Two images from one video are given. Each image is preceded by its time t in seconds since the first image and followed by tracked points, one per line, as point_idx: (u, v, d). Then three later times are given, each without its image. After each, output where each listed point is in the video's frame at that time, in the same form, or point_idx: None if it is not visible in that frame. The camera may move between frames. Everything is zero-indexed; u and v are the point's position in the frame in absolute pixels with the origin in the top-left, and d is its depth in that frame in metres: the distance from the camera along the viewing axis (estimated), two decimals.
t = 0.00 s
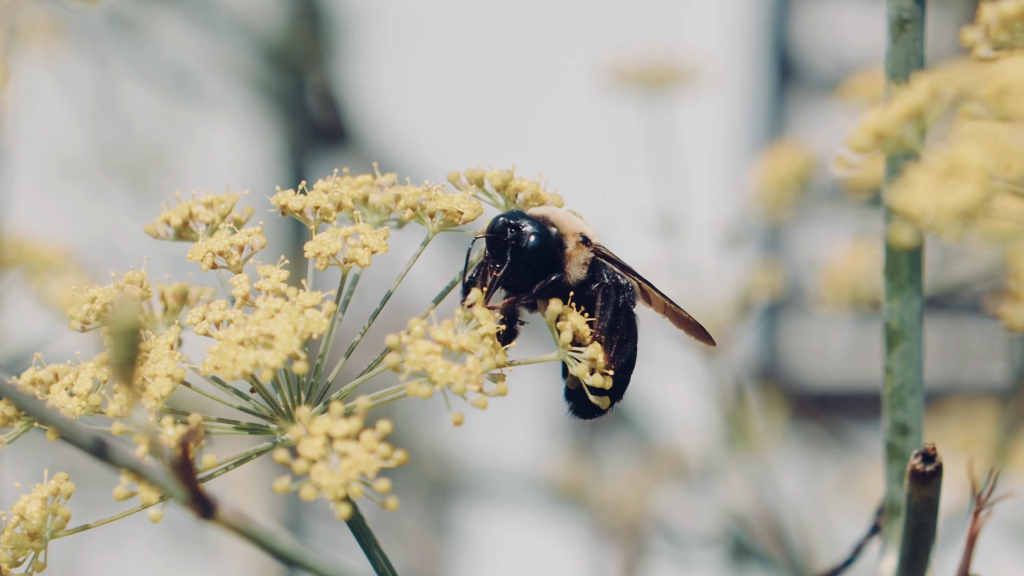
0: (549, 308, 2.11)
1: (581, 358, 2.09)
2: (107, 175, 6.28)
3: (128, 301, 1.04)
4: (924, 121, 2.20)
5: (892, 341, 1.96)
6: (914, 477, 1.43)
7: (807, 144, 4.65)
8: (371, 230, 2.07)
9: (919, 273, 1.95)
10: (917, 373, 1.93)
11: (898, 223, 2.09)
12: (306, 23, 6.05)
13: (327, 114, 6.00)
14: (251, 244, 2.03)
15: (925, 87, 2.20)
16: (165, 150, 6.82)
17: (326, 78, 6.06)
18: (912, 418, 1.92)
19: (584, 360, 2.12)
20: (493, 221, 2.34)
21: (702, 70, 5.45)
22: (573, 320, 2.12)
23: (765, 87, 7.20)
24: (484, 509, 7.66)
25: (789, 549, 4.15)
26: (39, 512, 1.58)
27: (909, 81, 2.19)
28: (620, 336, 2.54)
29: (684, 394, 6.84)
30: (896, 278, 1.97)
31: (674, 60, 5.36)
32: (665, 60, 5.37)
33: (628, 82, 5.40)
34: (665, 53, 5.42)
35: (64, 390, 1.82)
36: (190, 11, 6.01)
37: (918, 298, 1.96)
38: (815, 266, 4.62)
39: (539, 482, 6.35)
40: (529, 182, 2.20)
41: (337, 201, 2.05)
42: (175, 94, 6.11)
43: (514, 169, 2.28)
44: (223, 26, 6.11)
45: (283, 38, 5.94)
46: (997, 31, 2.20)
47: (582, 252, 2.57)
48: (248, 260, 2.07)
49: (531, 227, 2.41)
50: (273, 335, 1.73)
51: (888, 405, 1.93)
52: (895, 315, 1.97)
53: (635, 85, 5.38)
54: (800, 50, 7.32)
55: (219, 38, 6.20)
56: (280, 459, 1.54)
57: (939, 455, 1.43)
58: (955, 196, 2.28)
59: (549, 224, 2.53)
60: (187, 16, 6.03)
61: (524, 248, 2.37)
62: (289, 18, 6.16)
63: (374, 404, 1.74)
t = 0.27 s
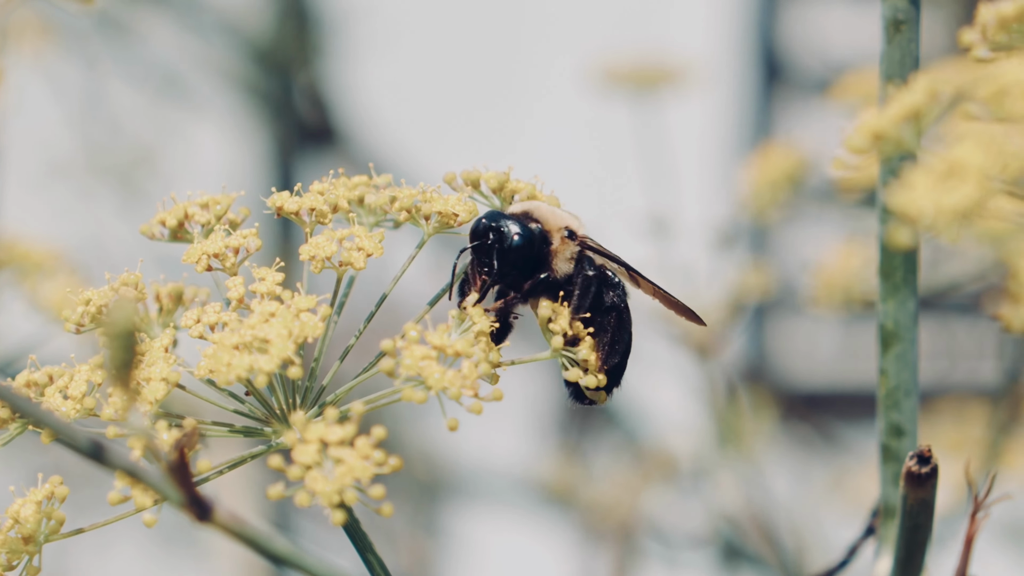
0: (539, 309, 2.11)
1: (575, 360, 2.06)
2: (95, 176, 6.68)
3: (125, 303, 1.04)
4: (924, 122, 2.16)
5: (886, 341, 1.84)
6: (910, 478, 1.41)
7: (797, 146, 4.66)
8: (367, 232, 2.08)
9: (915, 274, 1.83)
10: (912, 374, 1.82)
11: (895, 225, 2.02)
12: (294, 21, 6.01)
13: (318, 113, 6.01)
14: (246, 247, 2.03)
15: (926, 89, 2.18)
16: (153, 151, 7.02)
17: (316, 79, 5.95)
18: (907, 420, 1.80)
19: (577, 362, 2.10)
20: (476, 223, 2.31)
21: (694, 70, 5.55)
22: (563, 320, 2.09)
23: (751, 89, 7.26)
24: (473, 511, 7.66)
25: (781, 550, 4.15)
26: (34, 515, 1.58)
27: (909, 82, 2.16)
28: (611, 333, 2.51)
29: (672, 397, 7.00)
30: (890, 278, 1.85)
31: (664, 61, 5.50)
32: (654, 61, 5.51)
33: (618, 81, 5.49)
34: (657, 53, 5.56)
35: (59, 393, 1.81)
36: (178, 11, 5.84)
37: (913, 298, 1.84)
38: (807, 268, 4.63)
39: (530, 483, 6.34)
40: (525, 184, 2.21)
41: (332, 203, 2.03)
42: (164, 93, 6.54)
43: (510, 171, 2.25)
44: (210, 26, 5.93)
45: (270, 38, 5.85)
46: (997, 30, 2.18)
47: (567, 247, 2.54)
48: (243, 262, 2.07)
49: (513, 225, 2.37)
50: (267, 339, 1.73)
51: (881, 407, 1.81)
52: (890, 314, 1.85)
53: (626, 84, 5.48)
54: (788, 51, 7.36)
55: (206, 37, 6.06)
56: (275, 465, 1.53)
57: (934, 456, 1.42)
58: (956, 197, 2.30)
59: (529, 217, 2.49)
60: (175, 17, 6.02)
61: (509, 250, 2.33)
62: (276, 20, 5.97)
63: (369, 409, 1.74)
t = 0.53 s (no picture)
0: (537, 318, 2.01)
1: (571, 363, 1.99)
2: (85, 174, 6.74)
3: (123, 305, 1.04)
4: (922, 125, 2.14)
5: (882, 343, 1.82)
6: (906, 480, 1.39)
7: (789, 146, 4.67)
8: (362, 233, 2.07)
9: (911, 274, 1.82)
10: (909, 376, 1.80)
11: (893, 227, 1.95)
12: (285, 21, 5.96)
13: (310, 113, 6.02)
14: (242, 248, 2.02)
15: (923, 92, 2.18)
16: (146, 151, 7.00)
17: (305, 79, 5.95)
18: (903, 421, 1.81)
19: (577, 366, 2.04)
20: (479, 236, 2.24)
21: (687, 70, 5.56)
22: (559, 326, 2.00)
23: (741, 88, 7.28)
24: (465, 514, 7.66)
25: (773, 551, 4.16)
26: (30, 517, 1.57)
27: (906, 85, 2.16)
28: (608, 332, 2.45)
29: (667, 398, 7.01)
30: (887, 280, 1.83)
31: (656, 61, 5.52)
32: (647, 61, 5.52)
33: (611, 82, 5.51)
34: (649, 54, 5.57)
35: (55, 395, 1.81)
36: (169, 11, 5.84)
37: (909, 301, 1.82)
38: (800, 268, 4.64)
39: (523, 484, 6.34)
40: (522, 186, 2.20)
41: (328, 204, 2.02)
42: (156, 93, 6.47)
43: (506, 173, 2.25)
44: (201, 27, 5.95)
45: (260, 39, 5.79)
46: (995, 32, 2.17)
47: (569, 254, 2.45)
48: (239, 263, 2.07)
49: (517, 238, 2.32)
50: (263, 340, 1.72)
51: (878, 409, 1.81)
52: (886, 317, 1.83)
53: (618, 85, 5.50)
54: (779, 52, 7.33)
55: (197, 36, 6.04)
56: (272, 466, 1.52)
57: (932, 458, 1.40)
58: (954, 200, 2.33)
59: (525, 219, 2.40)
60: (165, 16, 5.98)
61: (513, 265, 2.28)
62: (265, 17, 6.00)
63: (365, 410, 1.73)
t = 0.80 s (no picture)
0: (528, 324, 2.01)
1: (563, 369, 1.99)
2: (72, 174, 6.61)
3: (118, 311, 1.05)
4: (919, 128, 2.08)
5: (876, 346, 1.81)
6: (900, 483, 1.39)
7: (780, 148, 4.69)
8: (356, 237, 2.06)
9: (905, 278, 1.79)
10: (903, 378, 1.78)
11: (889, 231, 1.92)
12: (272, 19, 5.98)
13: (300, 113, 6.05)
14: (236, 251, 2.02)
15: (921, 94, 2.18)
16: (133, 153, 6.85)
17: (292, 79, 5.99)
18: (897, 424, 1.76)
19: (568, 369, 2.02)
20: (470, 241, 2.27)
21: (677, 72, 5.58)
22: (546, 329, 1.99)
23: (729, 88, 7.31)
24: (460, 518, 7.66)
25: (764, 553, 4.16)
26: (23, 521, 1.57)
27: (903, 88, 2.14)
28: (598, 334, 2.41)
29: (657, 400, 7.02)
30: (881, 283, 1.80)
31: (646, 62, 5.54)
32: (636, 62, 5.54)
33: (602, 83, 5.52)
34: (639, 55, 5.59)
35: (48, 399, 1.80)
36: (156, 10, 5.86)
37: (903, 304, 1.81)
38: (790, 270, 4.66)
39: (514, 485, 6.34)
40: (516, 188, 2.18)
41: (322, 207, 2.02)
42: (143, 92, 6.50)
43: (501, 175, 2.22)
44: (188, 26, 5.96)
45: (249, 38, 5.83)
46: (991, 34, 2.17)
47: (561, 259, 2.44)
48: (233, 266, 2.06)
49: (508, 243, 2.32)
50: (257, 344, 1.72)
51: (871, 411, 1.77)
52: (879, 320, 1.81)
53: (609, 85, 5.52)
54: (765, 52, 7.40)
55: (184, 36, 6.06)
56: (265, 471, 1.52)
57: (925, 462, 1.40)
58: (951, 203, 2.38)
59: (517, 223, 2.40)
60: (154, 15, 5.97)
61: (502, 267, 2.29)
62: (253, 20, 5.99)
63: (359, 415, 1.74)
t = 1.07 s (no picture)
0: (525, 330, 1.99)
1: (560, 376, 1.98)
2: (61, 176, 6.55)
3: (115, 316, 1.04)
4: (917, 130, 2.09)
5: (870, 348, 1.79)
6: (896, 486, 1.39)
7: (772, 148, 4.70)
8: (351, 240, 2.05)
9: (900, 280, 1.78)
10: (898, 380, 1.76)
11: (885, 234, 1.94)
12: (260, 19, 6.12)
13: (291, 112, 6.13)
14: (231, 254, 2.00)
15: (918, 98, 2.19)
16: (122, 154, 6.78)
17: (280, 78, 6.22)
18: (892, 426, 1.76)
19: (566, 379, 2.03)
20: (476, 246, 2.22)
21: (668, 73, 5.60)
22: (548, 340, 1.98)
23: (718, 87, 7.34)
24: (461, 523, 7.66)
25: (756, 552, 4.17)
26: (18, 525, 1.57)
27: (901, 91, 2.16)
28: (599, 349, 2.41)
29: (651, 403, 7.05)
30: (876, 285, 1.78)
31: (637, 64, 5.56)
32: (627, 63, 5.56)
33: (593, 84, 5.54)
34: (630, 56, 5.61)
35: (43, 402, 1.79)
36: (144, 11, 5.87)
37: (898, 306, 1.78)
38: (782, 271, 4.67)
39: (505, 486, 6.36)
40: (512, 191, 2.13)
41: (317, 210, 2.01)
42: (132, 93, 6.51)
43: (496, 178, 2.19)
44: (177, 26, 5.98)
45: (237, 38, 6.00)
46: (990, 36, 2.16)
47: (565, 271, 2.44)
48: (228, 269, 2.05)
49: (513, 251, 2.31)
50: (253, 347, 1.71)
51: (866, 414, 1.77)
52: (874, 322, 1.79)
53: (600, 87, 5.53)
54: (754, 51, 7.42)
55: (172, 36, 6.07)
56: (261, 474, 1.51)
57: (921, 464, 1.39)
58: (949, 207, 2.44)
59: (524, 233, 2.42)
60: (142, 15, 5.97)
61: (506, 275, 2.28)
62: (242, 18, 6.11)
63: (355, 418, 1.73)
